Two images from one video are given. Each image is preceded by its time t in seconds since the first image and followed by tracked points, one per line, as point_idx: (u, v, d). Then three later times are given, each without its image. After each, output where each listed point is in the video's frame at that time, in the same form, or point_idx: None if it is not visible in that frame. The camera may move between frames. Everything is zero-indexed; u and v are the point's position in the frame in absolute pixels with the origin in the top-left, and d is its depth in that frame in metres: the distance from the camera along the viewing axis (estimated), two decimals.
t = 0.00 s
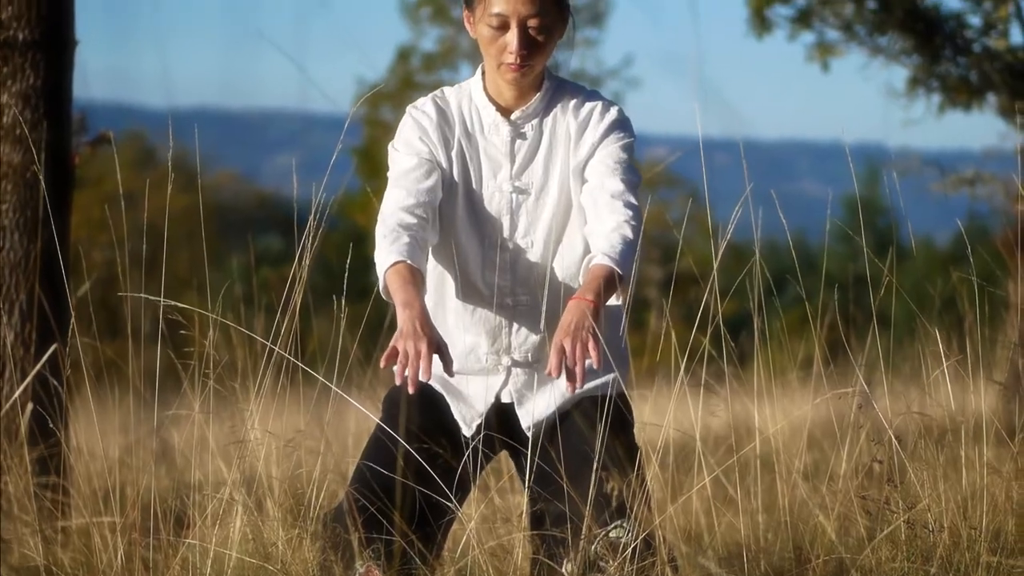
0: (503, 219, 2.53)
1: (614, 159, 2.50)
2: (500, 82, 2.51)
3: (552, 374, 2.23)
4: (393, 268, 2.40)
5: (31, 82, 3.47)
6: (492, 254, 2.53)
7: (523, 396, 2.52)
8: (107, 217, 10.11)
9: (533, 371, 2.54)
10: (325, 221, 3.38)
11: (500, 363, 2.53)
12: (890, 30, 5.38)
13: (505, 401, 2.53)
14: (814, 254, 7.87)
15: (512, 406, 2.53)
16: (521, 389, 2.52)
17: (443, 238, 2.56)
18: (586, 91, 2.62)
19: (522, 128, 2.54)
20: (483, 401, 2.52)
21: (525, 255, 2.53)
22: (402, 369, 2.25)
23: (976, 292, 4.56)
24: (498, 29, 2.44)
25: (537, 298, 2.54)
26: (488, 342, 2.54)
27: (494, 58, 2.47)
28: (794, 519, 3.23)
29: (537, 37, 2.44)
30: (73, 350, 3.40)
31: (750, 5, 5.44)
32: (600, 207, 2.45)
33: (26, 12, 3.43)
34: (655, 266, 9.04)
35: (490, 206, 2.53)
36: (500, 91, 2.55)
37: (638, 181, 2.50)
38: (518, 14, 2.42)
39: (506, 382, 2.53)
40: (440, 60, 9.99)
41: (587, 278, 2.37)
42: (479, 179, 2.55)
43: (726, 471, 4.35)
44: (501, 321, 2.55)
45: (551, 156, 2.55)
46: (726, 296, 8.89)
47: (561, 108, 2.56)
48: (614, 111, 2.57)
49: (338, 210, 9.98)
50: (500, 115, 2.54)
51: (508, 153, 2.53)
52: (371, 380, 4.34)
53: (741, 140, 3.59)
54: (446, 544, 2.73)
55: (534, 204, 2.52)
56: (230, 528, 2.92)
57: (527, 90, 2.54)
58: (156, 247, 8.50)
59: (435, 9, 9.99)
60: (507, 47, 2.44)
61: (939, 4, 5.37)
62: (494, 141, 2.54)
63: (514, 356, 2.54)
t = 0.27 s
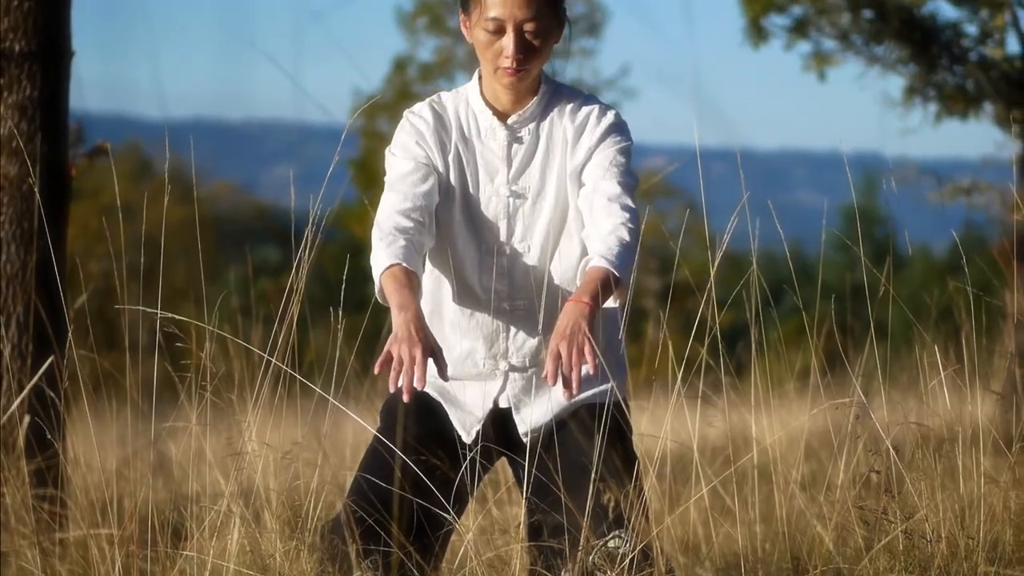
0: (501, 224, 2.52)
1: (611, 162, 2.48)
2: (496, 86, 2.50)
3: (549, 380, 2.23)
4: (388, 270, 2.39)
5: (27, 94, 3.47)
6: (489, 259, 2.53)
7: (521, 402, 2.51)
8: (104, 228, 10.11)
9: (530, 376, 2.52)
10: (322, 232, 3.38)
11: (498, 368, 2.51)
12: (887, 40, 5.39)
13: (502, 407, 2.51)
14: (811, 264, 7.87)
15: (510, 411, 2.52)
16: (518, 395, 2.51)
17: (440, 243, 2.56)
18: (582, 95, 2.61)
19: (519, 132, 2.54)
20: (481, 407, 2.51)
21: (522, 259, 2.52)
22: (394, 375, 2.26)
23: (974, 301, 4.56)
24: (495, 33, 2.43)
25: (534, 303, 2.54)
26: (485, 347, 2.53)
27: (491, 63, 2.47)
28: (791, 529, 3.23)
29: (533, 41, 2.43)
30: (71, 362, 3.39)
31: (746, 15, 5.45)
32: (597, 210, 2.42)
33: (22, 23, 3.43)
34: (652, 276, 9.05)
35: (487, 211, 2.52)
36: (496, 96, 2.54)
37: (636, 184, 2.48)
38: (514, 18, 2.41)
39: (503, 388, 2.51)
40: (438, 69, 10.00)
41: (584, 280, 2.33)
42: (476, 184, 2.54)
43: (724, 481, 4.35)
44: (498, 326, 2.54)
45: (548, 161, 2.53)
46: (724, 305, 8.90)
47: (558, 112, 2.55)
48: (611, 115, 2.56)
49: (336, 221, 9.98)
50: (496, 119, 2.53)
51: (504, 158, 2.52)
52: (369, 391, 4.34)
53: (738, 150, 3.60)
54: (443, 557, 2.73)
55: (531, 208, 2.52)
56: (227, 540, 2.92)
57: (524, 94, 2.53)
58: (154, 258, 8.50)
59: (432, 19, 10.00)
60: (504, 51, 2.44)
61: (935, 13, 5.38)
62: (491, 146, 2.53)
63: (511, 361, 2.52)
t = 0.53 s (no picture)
0: (496, 228, 2.51)
1: (607, 164, 2.46)
2: (492, 91, 2.49)
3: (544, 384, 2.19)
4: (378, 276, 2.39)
5: (24, 107, 3.43)
6: (486, 263, 2.51)
7: (517, 407, 2.50)
8: (100, 241, 10.09)
9: (527, 380, 2.51)
10: (318, 244, 3.38)
11: (494, 373, 2.50)
12: (882, 51, 5.40)
13: (500, 411, 2.50)
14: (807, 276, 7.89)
15: (507, 416, 2.51)
16: (515, 399, 2.50)
17: (436, 248, 2.54)
18: (578, 99, 2.60)
19: (514, 137, 2.52)
20: (479, 413, 2.49)
21: (518, 264, 2.51)
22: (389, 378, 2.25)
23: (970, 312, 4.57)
24: (489, 38, 2.43)
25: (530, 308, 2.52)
26: (481, 351, 2.51)
27: (486, 68, 2.46)
28: (789, 541, 3.23)
29: (527, 45, 2.42)
30: (68, 376, 3.36)
31: (742, 27, 5.47)
32: (592, 212, 2.40)
33: (19, 36, 3.40)
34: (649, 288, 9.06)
35: (483, 215, 2.51)
36: (492, 101, 2.54)
37: (632, 186, 2.46)
38: (509, 22, 2.40)
39: (500, 393, 2.50)
40: (434, 81, 10.01)
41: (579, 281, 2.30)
42: (472, 188, 2.53)
43: (720, 493, 4.35)
44: (494, 331, 2.52)
45: (544, 165, 2.52)
46: (718, 317, 8.91)
47: (553, 117, 2.54)
48: (606, 119, 2.54)
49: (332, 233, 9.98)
50: (492, 124, 2.52)
51: (500, 163, 2.51)
52: (365, 403, 4.34)
53: (734, 161, 3.60)
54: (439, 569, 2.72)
55: (527, 212, 2.51)
56: (224, 553, 2.91)
57: (519, 99, 2.53)
58: (151, 270, 8.49)
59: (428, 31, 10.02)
60: (499, 55, 2.42)
61: (930, 25, 5.41)
62: (487, 151, 2.52)
63: (507, 365, 2.51)
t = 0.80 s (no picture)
0: (492, 230, 2.50)
1: (603, 165, 2.47)
2: (487, 93, 2.49)
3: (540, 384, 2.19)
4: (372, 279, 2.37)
5: (20, 116, 3.41)
6: (482, 266, 2.51)
7: (514, 410, 2.49)
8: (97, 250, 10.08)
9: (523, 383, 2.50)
10: (314, 253, 3.38)
11: (490, 376, 2.50)
12: (879, 59, 5.41)
13: (496, 414, 2.50)
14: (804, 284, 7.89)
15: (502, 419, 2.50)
16: (512, 403, 2.49)
17: (431, 251, 2.53)
18: (574, 101, 2.60)
19: (510, 139, 2.52)
20: (476, 416, 2.49)
21: (514, 266, 2.50)
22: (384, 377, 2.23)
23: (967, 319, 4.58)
24: (484, 40, 2.42)
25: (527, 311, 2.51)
26: (478, 354, 2.52)
27: (480, 70, 2.45)
28: (786, 549, 3.22)
29: (522, 47, 2.41)
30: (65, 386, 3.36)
31: (739, 35, 5.47)
32: (587, 212, 2.40)
33: (15, 46, 3.39)
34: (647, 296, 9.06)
35: (479, 217, 2.51)
36: (487, 103, 2.53)
37: (628, 186, 2.46)
38: (503, 24, 2.40)
39: (496, 396, 2.50)
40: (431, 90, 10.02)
41: (574, 279, 2.30)
42: (468, 191, 2.53)
43: (718, 501, 4.35)
44: (490, 333, 2.52)
45: (539, 167, 2.52)
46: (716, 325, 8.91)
47: (549, 118, 2.54)
48: (602, 120, 2.55)
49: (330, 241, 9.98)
50: (487, 126, 2.52)
51: (496, 164, 2.51)
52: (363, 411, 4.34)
53: (730, 169, 3.60)
54: None
55: (522, 214, 2.51)
56: (221, 564, 2.91)
57: (514, 101, 2.52)
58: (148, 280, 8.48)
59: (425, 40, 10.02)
60: (493, 57, 2.42)
61: (927, 32, 5.42)
62: (482, 153, 2.52)
63: (503, 367, 2.51)
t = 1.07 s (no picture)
0: (488, 232, 2.51)
1: (598, 165, 2.47)
2: (482, 94, 2.50)
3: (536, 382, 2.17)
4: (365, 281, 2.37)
5: (17, 128, 3.41)
6: (478, 267, 2.51)
7: (511, 412, 2.49)
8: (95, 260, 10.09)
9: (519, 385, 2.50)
10: (311, 263, 3.38)
11: (486, 377, 2.50)
12: (876, 68, 5.43)
13: (492, 416, 2.49)
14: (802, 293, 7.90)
15: (498, 420, 2.50)
16: (508, 404, 2.49)
17: (427, 252, 2.54)
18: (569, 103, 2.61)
19: (505, 140, 2.53)
20: (472, 418, 2.49)
21: (509, 267, 2.51)
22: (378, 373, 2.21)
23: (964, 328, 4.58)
24: (479, 40, 2.42)
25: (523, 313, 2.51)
26: (474, 355, 2.51)
27: (476, 71, 2.46)
28: (784, 559, 3.22)
29: (517, 47, 2.42)
30: (64, 396, 3.36)
31: (736, 44, 5.49)
32: (583, 212, 2.40)
33: (12, 57, 3.39)
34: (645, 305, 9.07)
35: (474, 219, 2.51)
36: (483, 105, 2.54)
37: (623, 186, 2.46)
38: (498, 25, 2.40)
39: (493, 398, 2.49)
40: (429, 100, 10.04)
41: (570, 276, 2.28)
42: (463, 192, 2.54)
43: (717, 511, 4.35)
44: (486, 335, 2.51)
45: (535, 168, 2.53)
46: (714, 333, 8.91)
47: (544, 120, 2.55)
48: (597, 121, 2.55)
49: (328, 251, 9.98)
50: (483, 127, 2.53)
51: (491, 166, 2.51)
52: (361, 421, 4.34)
53: (727, 179, 3.61)
54: None
55: (518, 215, 2.51)
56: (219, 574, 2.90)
57: (510, 102, 2.53)
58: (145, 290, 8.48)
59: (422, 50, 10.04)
60: (488, 58, 2.43)
61: (924, 41, 5.44)
62: (478, 154, 2.53)
63: (499, 369, 2.50)
